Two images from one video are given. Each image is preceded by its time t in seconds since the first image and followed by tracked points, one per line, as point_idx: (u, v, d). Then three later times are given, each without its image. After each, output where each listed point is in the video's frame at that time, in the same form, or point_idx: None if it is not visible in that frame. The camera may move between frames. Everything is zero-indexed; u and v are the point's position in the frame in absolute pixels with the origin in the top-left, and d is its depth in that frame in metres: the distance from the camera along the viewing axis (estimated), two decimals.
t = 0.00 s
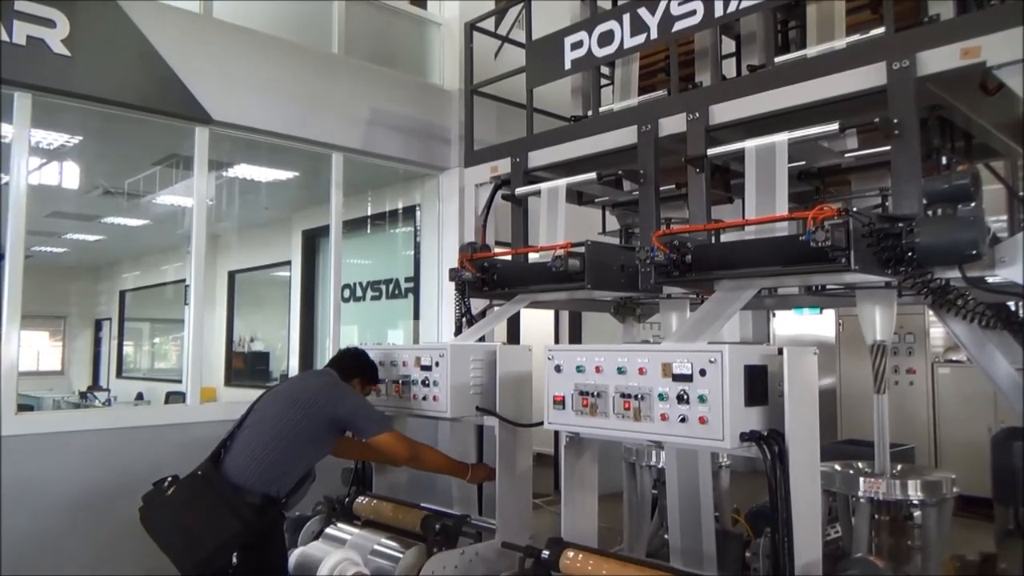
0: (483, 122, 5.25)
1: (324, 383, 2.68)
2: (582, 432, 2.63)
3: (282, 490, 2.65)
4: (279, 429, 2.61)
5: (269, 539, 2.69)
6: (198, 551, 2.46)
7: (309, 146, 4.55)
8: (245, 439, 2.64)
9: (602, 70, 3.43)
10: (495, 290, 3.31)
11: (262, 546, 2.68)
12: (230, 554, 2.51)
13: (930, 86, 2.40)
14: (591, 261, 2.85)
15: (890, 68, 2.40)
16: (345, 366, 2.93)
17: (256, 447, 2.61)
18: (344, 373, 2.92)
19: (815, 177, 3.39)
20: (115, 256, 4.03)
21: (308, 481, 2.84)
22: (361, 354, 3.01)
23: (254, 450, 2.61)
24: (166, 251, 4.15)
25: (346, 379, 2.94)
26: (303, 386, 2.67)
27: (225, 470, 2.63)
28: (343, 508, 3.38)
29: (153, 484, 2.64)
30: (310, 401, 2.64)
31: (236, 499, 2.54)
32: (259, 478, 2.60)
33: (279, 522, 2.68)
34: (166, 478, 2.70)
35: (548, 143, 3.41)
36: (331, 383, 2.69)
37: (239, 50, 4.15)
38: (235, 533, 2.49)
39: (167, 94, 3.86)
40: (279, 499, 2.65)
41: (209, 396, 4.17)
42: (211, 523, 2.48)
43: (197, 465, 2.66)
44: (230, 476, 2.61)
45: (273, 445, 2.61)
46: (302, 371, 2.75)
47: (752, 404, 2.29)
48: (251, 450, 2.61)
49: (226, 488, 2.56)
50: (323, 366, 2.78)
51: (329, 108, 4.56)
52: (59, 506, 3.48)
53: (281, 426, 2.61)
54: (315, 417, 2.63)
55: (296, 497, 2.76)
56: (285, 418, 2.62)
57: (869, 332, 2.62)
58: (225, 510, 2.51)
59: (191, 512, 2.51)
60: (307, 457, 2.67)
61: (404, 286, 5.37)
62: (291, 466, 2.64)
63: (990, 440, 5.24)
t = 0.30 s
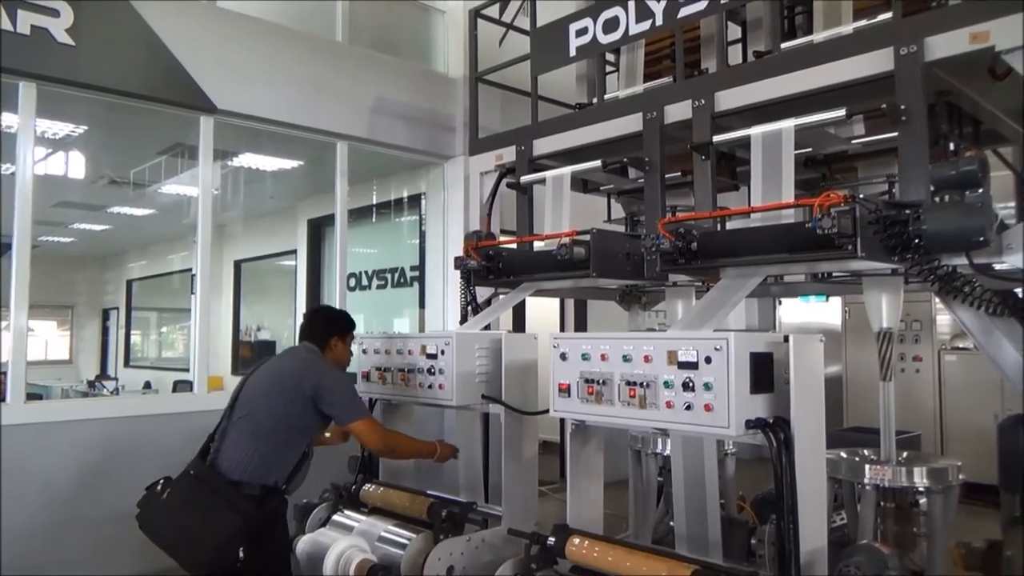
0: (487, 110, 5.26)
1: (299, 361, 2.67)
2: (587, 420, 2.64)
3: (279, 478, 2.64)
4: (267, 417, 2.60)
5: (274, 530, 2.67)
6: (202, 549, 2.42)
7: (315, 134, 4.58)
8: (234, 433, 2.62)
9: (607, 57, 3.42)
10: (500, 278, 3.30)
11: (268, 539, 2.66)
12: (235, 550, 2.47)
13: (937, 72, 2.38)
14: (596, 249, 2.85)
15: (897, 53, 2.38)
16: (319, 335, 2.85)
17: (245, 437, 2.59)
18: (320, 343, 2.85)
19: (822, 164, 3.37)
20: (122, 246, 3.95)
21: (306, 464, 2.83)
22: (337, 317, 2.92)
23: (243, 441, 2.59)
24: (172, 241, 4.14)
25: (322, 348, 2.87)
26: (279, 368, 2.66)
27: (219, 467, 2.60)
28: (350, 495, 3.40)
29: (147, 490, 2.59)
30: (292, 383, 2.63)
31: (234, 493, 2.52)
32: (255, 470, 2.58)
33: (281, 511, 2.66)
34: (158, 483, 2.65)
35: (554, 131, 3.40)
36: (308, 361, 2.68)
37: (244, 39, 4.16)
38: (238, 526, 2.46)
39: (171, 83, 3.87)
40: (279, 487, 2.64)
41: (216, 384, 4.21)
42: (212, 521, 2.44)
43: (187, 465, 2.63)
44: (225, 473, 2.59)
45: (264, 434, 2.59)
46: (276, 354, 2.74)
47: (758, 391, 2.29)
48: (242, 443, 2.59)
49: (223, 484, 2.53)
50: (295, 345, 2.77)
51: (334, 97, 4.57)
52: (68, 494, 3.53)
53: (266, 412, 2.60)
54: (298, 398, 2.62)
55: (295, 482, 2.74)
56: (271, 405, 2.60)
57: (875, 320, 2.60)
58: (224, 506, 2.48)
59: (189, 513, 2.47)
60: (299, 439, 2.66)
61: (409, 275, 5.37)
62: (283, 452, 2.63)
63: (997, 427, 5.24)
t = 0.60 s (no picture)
0: (491, 94, 5.27)
1: (256, 337, 2.54)
2: (591, 404, 2.65)
3: (269, 459, 2.56)
4: (241, 404, 2.51)
5: (274, 516, 2.58)
6: (202, 546, 2.36)
7: (319, 119, 4.63)
8: (215, 427, 2.55)
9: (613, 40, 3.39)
10: (506, 263, 3.30)
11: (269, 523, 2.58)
12: (238, 541, 2.41)
13: (947, 54, 2.35)
14: (601, 235, 2.84)
15: (906, 36, 2.36)
16: (268, 301, 2.67)
17: (225, 426, 2.53)
18: (273, 308, 2.68)
19: (829, 148, 3.35)
20: (127, 230, 4.03)
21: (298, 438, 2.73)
22: (286, 273, 2.72)
23: (224, 431, 2.52)
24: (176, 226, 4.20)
25: (277, 312, 2.70)
26: (239, 348, 2.54)
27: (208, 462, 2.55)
28: (356, 479, 3.42)
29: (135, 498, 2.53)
30: (253, 364, 2.50)
31: (224, 484, 2.45)
32: (241, 458, 2.51)
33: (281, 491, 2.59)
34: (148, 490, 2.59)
35: (559, 115, 3.38)
36: (265, 335, 2.55)
37: (246, 25, 4.19)
38: (238, 515, 2.39)
39: (173, 67, 3.92)
40: (270, 467, 2.57)
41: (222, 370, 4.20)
42: (207, 518, 2.38)
43: (170, 465, 2.56)
44: (214, 466, 2.53)
45: (243, 422, 2.51)
46: (233, 333, 2.61)
47: (763, 376, 2.28)
48: (224, 435, 2.52)
49: (212, 478, 2.47)
50: (248, 321, 2.63)
51: (338, 81, 4.62)
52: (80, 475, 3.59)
53: (237, 397, 2.51)
54: (265, 376, 2.50)
55: (289, 458, 2.65)
56: (240, 391, 2.51)
57: (881, 306, 2.62)
58: (216, 499, 2.41)
59: (182, 512, 2.42)
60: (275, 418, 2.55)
61: (414, 260, 5.44)
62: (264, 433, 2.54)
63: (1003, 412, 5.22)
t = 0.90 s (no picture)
0: (497, 77, 5.26)
1: (212, 319, 2.41)
2: (597, 387, 2.65)
3: (246, 443, 2.44)
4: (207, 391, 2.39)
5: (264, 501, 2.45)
6: (190, 537, 2.23)
7: (325, 103, 4.66)
8: (187, 417, 2.43)
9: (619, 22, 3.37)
10: (512, 247, 3.30)
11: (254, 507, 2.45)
12: (227, 527, 2.28)
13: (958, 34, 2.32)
14: (607, 219, 2.83)
15: (917, 16, 2.33)
16: (218, 275, 2.51)
17: (196, 414, 2.41)
18: (225, 283, 2.52)
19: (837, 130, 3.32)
20: (134, 214, 4.01)
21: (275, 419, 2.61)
22: (236, 245, 2.55)
23: (195, 419, 2.40)
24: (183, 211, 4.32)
25: (230, 287, 2.53)
26: (197, 333, 2.41)
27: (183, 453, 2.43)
28: (363, 462, 3.43)
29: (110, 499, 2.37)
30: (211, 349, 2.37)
31: (202, 472, 2.32)
32: (215, 446, 2.39)
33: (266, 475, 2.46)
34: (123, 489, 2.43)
35: (564, 98, 3.36)
36: (219, 316, 2.41)
37: (248, 11, 4.20)
38: (222, 501, 2.26)
39: (177, 51, 3.94)
40: (250, 450, 2.45)
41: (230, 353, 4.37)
42: (192, 508, 2.26)
43: (143, 461, 2.41)
44: (190, 457, 2.41)
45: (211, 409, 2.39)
46: (188, 320, 2.48)
47: (769, 359, 2.28)
48: (195, 425, 2.40)
49: (189, 467, 2.34)
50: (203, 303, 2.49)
51: (342, 64, 4.64)
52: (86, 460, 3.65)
53: (203, 382, 2.39)
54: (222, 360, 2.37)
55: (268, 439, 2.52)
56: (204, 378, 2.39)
57: (889, 290, 2.59)
58: (197, 488, 2.28)
59: (165, 506, 2.29)
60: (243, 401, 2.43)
61: (421, 244, 5.48)
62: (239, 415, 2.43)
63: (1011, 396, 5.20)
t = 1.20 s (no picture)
0: (502, 64, 5.24)
1: (177, 307, 2.39)
2: (604, 373, 2.65)
3: (226, 427, 2.44)
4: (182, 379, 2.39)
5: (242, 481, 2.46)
6: (174, 524, 2.22)
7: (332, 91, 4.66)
8: (166, 409, 2.43)
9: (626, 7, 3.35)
10: (519, 234, 3.29)
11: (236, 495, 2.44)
12: (210, 513, 2.27)
13: (969, 16, 2.29)
14: (613, 204, 2.82)
15: None
16: (181, 259, 2.46)
17: (175, 404, 2.41)
18: (190, 267, 2.48)
19: (846, 115, 3.29)
20: (142, 202, 4.10)
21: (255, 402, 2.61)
22: (199, 226, 2.51)
23: (173, 408, 2.40)
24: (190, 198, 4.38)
25: (194, 270, 2.49)
26: (166, 322, 2.41)
27: (165, 444, 2.43)
28: (371, 448, 3.45)
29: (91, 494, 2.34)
30: (180, 337, 2.36)
31: (182, 459, 2.30)
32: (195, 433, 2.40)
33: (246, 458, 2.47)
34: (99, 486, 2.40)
35: (570, 83, 3.35)
36: (185, 302, 2.39)
37: None
38: (205, 487, 2.25)
39: (182, 39, 3.94)
40: (232, 434, 2.44)
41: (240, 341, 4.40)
42: (174, 495, 2.24)
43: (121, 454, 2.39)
44: (172, 446, 2.42)
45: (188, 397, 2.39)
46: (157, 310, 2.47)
47: (777, 345, 2.27)
48: (175, 414, 2.41)
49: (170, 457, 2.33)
50: (170, 291, 2.47)
51: (347, 49, 4.62)
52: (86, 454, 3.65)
53: (177, 370, 2.39)
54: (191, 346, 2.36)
55: (250, 420, 2.53)
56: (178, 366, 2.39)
57: (897, 275, 2.57)
58: (179, 476, 2.27)
59: (146, 497, 2.26)
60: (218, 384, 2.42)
61: (426, 231, 5.46)
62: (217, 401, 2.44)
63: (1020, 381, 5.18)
